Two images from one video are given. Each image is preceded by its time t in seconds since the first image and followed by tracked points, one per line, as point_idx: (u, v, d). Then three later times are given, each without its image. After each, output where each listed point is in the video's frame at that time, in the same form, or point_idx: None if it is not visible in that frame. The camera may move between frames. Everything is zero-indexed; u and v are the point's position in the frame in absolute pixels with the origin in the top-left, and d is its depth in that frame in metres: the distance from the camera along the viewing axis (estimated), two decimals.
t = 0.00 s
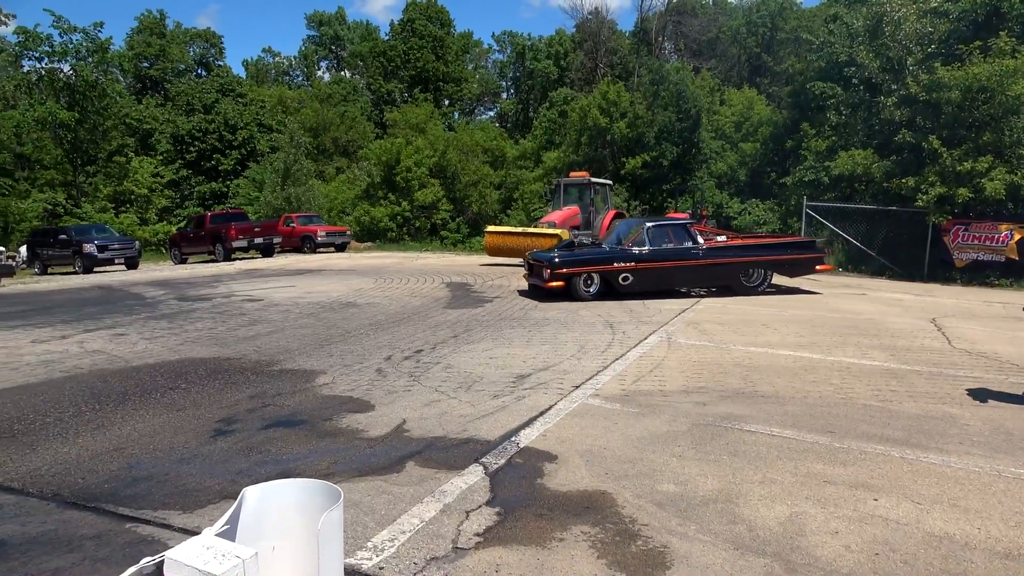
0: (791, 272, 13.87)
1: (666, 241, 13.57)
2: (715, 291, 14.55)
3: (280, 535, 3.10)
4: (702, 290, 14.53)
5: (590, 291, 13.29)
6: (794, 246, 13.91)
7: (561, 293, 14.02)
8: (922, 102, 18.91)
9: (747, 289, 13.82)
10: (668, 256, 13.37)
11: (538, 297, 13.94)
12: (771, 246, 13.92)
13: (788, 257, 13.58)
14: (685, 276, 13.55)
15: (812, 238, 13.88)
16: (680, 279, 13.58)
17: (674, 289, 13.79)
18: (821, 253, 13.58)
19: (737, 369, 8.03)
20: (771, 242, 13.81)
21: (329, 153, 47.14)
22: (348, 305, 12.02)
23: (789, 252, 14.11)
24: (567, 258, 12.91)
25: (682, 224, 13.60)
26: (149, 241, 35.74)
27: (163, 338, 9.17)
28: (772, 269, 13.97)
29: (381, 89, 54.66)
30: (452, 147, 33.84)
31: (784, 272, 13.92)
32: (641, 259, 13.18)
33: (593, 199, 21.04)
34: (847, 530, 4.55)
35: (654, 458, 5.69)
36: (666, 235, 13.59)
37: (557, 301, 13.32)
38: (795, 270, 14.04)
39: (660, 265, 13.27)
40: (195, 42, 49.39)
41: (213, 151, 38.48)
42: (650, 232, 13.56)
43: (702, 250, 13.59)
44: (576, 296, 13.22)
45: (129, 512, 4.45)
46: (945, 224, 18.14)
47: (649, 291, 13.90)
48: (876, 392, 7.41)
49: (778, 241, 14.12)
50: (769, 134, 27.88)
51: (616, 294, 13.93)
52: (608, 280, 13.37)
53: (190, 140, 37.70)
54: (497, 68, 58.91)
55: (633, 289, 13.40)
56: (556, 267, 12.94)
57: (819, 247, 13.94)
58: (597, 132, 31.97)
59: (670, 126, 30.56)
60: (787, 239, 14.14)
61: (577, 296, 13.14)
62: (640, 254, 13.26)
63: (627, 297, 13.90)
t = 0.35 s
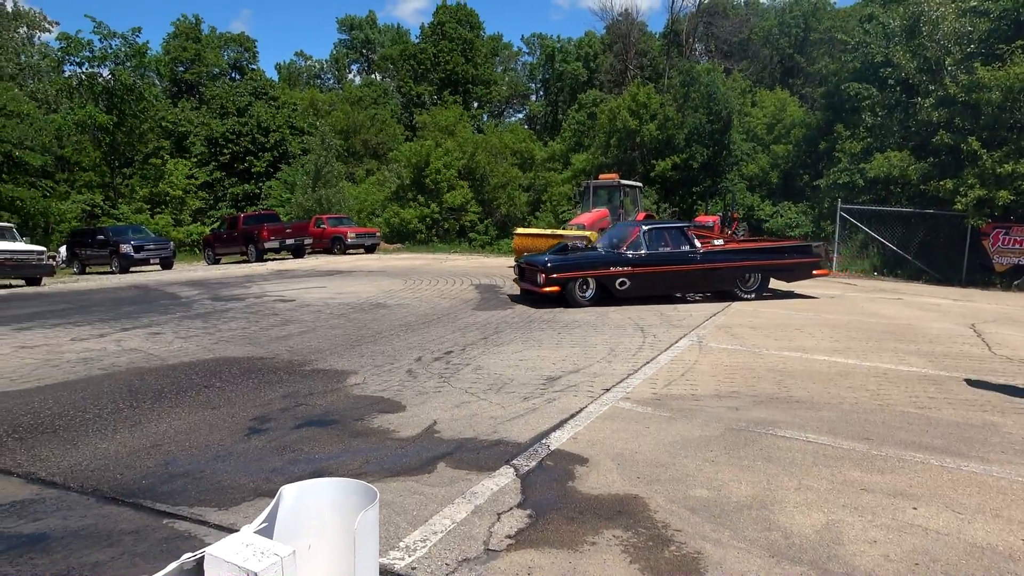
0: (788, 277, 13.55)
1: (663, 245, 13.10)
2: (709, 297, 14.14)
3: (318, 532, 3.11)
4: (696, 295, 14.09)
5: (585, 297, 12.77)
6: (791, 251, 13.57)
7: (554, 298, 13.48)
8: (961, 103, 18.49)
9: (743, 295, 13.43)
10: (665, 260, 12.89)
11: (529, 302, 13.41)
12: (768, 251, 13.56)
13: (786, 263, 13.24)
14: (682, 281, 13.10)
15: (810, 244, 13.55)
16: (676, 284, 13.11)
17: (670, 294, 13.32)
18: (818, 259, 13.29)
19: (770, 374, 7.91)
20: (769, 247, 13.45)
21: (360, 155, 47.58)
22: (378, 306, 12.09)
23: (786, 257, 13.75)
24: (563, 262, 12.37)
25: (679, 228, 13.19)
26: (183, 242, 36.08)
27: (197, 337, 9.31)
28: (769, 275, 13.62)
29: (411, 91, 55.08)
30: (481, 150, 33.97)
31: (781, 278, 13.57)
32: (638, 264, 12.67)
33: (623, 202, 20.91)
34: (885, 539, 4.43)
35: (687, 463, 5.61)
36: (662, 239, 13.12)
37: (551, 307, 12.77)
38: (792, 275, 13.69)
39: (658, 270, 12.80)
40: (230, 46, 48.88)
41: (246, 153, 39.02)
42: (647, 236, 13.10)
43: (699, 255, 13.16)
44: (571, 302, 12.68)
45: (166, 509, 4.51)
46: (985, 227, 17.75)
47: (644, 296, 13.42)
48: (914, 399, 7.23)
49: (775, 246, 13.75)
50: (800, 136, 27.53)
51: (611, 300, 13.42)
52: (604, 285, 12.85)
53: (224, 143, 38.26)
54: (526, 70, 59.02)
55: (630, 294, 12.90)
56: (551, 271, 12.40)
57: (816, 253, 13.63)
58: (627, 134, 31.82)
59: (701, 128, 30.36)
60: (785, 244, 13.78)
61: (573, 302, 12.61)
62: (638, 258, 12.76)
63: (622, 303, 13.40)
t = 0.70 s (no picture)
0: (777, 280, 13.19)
1: (650, 248, 12.53)
2: (696, 301, 13.68)
3: (345, 536, 3.11)
4: (683, 300, 13.60)
5: (572, 302, 12.18)
6: (779, 253, 13.21)
7: (537, 304, 12.86)
8: (984, 102, 18.24)
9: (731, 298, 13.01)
10: (654, 264, 12.38)
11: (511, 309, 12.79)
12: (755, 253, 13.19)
13: (774, 265, 12.89)
14: (671, 286, 12.59)
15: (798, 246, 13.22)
16: (665, 289, 12.61)
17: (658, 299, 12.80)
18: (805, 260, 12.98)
19: (793, 377, 7.82)
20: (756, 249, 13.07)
21: (378, 159, 47.87)
22: (397, 309, 12.13)
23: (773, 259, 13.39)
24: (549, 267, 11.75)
25: (664, 230, 12.61)
26: (203, 246, 36.56)
27: (219, 340, 9.38)
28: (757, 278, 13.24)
29: (427, 95, 55.40)
30: (498, 153, 34.07)
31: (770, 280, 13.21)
32: (627, 268, 12.13)
33: (641, 204, 20.84)
34: (915, 544, 4.35)
35: (710, 466, 5.55)
36: (649, 242, 12.55)
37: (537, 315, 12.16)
38: (780, 278, 13.34)
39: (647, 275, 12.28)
40: (249, 51, 49.13)
41: (265, 157, 39.22)
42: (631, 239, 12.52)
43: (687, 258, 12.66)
44: (558, 309, 12.07)
45: (191, 511, 4.53)
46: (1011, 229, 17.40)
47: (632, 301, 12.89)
48: (939, 402, 7.11)
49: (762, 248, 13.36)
50: (820, 137, 27.44)
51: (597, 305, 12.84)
52: (591, 291, 12.27)
53: (244, 148, 38.21)
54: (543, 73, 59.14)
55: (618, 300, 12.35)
56: (537, 276, 11.76)
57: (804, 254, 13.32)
58: (643, 136, 31.94)
59: (719, 130, 30.15)
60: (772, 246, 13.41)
61: (559, 309, 12.00)
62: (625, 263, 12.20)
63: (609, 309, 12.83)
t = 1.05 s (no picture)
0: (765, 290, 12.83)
1: (639, 255, 11.98)
2: (683, 310, 13.20)
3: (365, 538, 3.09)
4: (671, 309, 13.07)
5: (560, 311, 11.52)
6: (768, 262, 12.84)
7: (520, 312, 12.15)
8: (1011, 112, 17.95)
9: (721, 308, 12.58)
10: (645, 272, 11.81)
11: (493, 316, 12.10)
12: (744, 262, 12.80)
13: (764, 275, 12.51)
14: (662, 295, 12.05)
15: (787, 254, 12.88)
16: (655, 297, 12.06)
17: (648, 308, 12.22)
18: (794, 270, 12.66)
19: (815, 387, 7.71)
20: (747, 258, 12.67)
21: (397, 161, 48.06)
22: (416, 311, 12.13)
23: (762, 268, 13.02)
24: (537, 274, 11.04)
25: (654, 237, 12.10)
26: (223, 245, 36.92)
27: (239, 339, 9.42)
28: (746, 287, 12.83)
29: (448, 99, 55.60)
30: (517, 157, 34.12)
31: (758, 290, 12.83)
32: (618, 275, 11.54)
33: (661, 210, 20.77)
34: (941, 561, 4.24)
35: (731, 476, 5.47)
36: (638, 249, 12.01)
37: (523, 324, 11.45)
38: (769, 287, 12.97)
39: (639, 283, 11.72)
40: (272, 53, 50.09)
41: (286, 158, 39.25)
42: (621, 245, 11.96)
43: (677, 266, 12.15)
44: (545, 318, 11.37)
45: (209, 509, 4.53)
46: None
47: (621, 311, 12.28)
48: (965, 415, 6.96)
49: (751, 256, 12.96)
50: (843, 146, 27.26)
51: (584, 315, 12.17)
52: (580, 299, 11.62)
53: (266, 148, 38.63)
54: (563, 77, 59.12)
55: (607, 309, 11.74)
56: (525, 283, 11.05)
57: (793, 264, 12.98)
58: (664, 142, 31.89)
59: (739, 136, 29.90)
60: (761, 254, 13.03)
61: (547, 318, 11.31)
62: (616, 270, 11.61)
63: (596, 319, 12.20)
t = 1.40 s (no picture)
0: (771, 297, 12.51)
1: (643, 260, 11.58)
2: (687, 318, 12.78)
3: (398, 544, 3.06)
4: (675, 318, 12.63)
5: (563, 322, 10.98)
6: (773, 268, 12.54)
7: (519, 322, 11.61)
8: None
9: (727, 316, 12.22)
10: (651, 279, 11.37)
11: (490, 326, 11.57)
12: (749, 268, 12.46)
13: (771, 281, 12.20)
14: (667, 303, 11.62)
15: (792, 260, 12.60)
16: (660, 305, 11.62)
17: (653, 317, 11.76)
18: (799, 277, 12.40)
19: (854, 397, 7.50)
20: (752, 264, 12.34)
21: (429, 167, 48.37)
22: (446, 316, 12.12)
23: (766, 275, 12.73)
24: (541, 282, 10.52)
25: (660, 243, 11.74)
26: (258, 249, 37.50)
27: (272, 342, 9.51)
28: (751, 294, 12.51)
29: (479, 104, 55.86)
30: (548, 162, 34.14)
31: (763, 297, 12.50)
32: (624, 283, 11.08)
33: (694, 215, 20.52)
34: None
35: (769, 487, 5.33)
36: (643, 255, 11.60)
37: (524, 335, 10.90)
38: (774, 294, 12.67)
39: (645, 290, 11.27)
40: (307, 61, 51.35)
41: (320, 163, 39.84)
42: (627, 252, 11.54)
43: (683, 272, 11.75)
44: (549, 328, 10.84)
45: (242, 511, 4.55)
46: None
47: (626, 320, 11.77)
48: (1013, 428, 6.70)
49: (756, 262, 12.64)
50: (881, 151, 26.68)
51: (586, 324, 11.65)
52: (583, 308, 11.12)
53: (299, 154, 39.28)
54: (595, 83, 59.01)
55: (612, 318, 11.25)
56: (528, 291, 10.50)
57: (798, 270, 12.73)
58: (697, 147, 31.64)
59: (774, 140, 29.50)
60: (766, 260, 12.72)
61: (551, 328, 10.78)
62: (622, 277, 11.15)
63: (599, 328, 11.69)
